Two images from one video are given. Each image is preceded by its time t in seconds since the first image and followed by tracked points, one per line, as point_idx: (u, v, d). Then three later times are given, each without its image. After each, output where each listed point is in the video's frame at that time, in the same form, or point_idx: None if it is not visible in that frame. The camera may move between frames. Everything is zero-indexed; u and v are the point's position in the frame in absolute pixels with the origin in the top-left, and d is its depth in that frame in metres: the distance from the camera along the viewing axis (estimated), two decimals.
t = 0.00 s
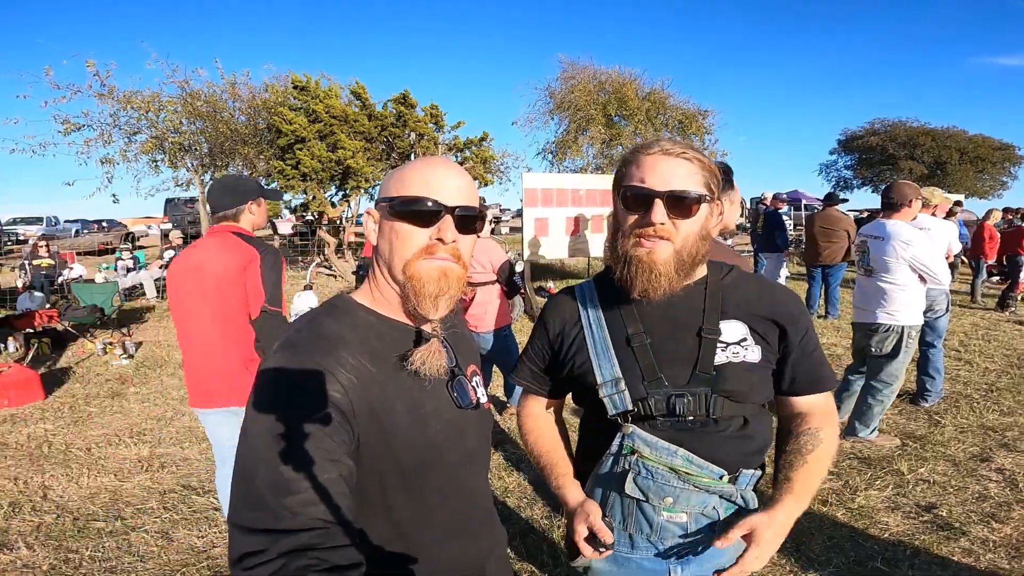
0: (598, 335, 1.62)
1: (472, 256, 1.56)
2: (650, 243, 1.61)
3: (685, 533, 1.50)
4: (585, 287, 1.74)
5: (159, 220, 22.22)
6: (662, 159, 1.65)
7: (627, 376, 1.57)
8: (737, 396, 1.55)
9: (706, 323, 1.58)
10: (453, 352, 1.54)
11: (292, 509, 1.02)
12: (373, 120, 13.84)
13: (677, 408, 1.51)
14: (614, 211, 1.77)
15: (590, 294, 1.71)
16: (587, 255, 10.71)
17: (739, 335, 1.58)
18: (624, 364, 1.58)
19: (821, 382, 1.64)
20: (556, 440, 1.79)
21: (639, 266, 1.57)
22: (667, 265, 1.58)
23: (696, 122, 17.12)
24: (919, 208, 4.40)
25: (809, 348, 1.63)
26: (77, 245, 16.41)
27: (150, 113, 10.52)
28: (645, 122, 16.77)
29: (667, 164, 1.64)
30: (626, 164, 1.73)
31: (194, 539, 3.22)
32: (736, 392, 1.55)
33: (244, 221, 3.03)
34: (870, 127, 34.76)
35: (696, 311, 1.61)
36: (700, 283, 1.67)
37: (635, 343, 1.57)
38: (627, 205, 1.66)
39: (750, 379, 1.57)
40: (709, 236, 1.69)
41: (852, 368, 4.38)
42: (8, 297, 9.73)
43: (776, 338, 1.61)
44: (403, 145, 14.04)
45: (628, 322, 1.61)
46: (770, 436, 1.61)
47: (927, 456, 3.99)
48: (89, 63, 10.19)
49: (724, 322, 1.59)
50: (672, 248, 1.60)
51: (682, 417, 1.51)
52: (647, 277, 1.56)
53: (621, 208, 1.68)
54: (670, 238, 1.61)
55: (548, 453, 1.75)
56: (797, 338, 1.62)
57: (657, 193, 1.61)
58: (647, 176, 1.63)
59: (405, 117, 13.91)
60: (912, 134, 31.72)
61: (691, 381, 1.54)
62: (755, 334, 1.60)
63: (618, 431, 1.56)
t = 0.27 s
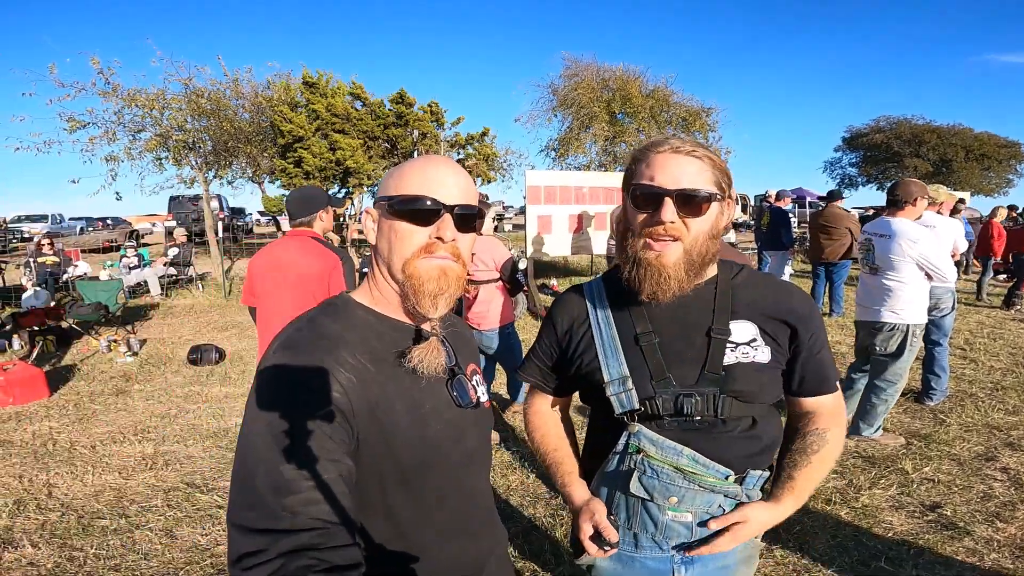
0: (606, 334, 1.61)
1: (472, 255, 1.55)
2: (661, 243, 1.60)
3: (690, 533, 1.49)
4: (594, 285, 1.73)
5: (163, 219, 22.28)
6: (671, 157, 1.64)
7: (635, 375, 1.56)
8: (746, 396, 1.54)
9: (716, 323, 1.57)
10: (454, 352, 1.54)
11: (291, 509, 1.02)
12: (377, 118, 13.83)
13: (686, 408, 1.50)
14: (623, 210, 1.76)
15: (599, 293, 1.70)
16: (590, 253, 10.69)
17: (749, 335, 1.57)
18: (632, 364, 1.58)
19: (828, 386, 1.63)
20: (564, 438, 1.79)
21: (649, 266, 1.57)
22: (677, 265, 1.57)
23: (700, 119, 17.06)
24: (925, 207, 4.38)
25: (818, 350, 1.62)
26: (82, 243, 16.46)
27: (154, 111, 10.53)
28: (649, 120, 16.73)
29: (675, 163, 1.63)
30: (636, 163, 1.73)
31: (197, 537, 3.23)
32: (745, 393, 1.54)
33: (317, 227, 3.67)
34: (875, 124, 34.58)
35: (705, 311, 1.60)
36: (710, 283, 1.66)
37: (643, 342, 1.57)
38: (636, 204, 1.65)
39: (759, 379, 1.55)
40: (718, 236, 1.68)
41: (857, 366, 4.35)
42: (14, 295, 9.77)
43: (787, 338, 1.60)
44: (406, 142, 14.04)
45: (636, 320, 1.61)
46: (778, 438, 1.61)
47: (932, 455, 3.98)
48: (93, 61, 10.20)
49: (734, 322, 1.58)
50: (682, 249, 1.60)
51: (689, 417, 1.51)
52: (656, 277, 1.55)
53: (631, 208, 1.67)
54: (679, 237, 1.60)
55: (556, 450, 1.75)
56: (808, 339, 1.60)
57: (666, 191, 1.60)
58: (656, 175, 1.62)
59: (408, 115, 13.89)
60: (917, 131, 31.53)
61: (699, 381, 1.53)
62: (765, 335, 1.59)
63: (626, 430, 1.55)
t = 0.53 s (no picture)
0: (610, 333, 1.61)
1: (472, 255, 1.55)
2: (666, 245, 1.59)
3: (696, 531, 1.48)
4: (597, 284, 1.73)
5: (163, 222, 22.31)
6: (674, 159, 1.64)
7: (638, 374, 1.56)
8: (749, 394, 1.55)
9: (719, 322, 1.57)
10: (453, 352, 1.54)
11: (291, 510, 1.02)
12: (376, 120, 13.84)
13: (689, 406, 1.50)
14: (625, 211, 1.76)
15: (602, 292, 1.70)
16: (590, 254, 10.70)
17: (752, 334, 1.57)
18: (636, 363, 1.58)
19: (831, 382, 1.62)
20: (568, 437, 1.79)
21: (655, 267, 1.56)
22: (680, 266, 1.57)
23: (700, 120, 17.07)
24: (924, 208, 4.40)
25: (822, 347, 1.61)
26: (82, 246, 16.47)
27: (154, 113, 10.55)
28: (648, 121, 16.74)
29: (677, 164, 1.63)
30: (637, 164, 1.73)
31: (198, 539, 3.23)
32: (748, 391, 1.54)
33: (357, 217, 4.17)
34: (874, 125, 34.61)
35: (708, 309, 1.60)
36: (714, 282, 1.66)
37: (646, 341, 1.57)
38: (638, 206, 1.65)
39: (763, 377, 1.55)
40: (721, 237, 1.68)
41: (858, 365, 4.36)
42: (14, 297, 9.77)
43: (791, 337, 1.60)
44: (405, 144, 14.05)
45: (640, 319, 1.61)
46: (781, 434, 1.61)
47: (933, 455, 3.97)
48: (93, 63, 10.22)
49: (737, 321, 1.58)
50: (686, 250, 1.59)
51: (693, 415, 1.51)
52: (660, 278, 1.54)
53: (633, 209, 1.67)
54: (684, 240, 1.60)
55: (561, 450, 1.74)
56: (812, 336, 1.60)
57: (669, 194, 1.60)
58: (660, 177, 1.62)
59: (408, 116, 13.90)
60: (917, 132, 31.54)
61: (702, 379, 1.53)
62: (768, 334, 1.58)
63: (629, 428, 1.55)
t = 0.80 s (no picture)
0: (612, 333, 1.62)
1: (472, 255, 1.56)
2: (668, 248, 1.59)
3: (698, 529, 1.49)
4: (599, 285, 1.73)
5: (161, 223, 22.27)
6: (676, 162, 1.64)
7: (640, 373, 1.57)
8: (750, 394, 1.55)
9: (720, 322, 1.57)
10: (453, 351, 1.54)
11: (291, 509, 1.02)
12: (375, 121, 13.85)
13: (691, 406, 1.50)
14: (625, 213, 1.76)
15: (604, 293, 1.70)
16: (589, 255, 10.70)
17: (753, 335, 1.58)
18: (637, 363, 1.58)
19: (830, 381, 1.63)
20: (569, 437, 1.79)
21: (657, 270, 1.56)
22: (682, 269, 1.58)
23: (698, 122, 17.12)
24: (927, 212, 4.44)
25: (822, 347, 1.62)
26: (79, 246, 16.44)
27: (152, 114, 10.53)
28: (647, 123, 16.76)
29: (679, 167, 1.63)
30: (639, 166, 1.73)
31: (196, 539, 3.22)
32: (749, 391, 1.55)
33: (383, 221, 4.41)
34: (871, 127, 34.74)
35: (710, 309, 1.61)
36: (716, 284, 1.66)
37: (649, 341, 1.57)
38: (639, 209, 1.65)
39: (764, 377, 1.56)
40: (722, 238, 1.68)
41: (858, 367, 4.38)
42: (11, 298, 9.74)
43: (791, 337, 1.60)
44: (404, 145, 14.05)
45: (642, 319, 1.61)
46: (782, 433, 1.61)
47: (931, 456, 3.98)
48: (91, 64, 10.21)
49: (738, 321, 1.58)
50: (688, 253, 1.60)
51: (694, 415, 1.51)
52: (663, 281, 1.55)
53: (634, 212, 1.68)
54: (686, 243, 1.60)
55: (562, 450, 1.75)
56: (812, 336, 1.61)
57: (671, 197, 1.60)
58: (661, 180, 1.62)
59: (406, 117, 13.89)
60: (914, 135, 31.64)
61: (704, 379, 1.53)
62: (768, 334, 1.59)
63: (630, 427, 1.55)
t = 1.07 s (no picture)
0: (614, 333, 1.62)
1: (471, 255, 1.56)
2: (671, 250, 1.59)
3: (699, 528, 1.49)
4: (601, 285, 1.73)
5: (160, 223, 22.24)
6: (679, 162, 1.64)
7: (642, 373, 1.57)
8: (752, 394, 1.55)
9: (723, 323, 1.57)
10: (453, 351, 1.54)
11: (290, 509, 1.02)
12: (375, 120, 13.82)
13: (692, 407, 1.50)
14: (628, 213, 1.76)
15: (607, 293, 1.70)
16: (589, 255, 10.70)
17: (755, 335, 1.58)
18: (639, 363, 1.58)
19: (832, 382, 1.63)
20: (570, 437, 1.79)
21: (660, 272, 1.56)
22: (687, 270, 1.57)
23: (698, 121, 17.10)
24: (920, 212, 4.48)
25: (824, 347, 1.61)
26: (79, 245, 16.43)
27: (152, 113, 10.53)
28: (646, 122, 16.75)
29: (683, 167, 1.63)
30: (641, 166, 1.73)
31: (196, 539, 3.22)
32: (751, 391, 1.55)
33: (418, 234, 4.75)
34: (871, 127, 34.71)
35: (713, 311, 1.60)
36: (718, 283, 1.66)
37: (651, 340, 1.57)
38: (644, 210, 1.65)
39: (766, 378, 1.56)
40: (726, 239, 1.68)
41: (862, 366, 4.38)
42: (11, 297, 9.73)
43: (794, 338, 1.60)
44: (404, 145, 14.03)
45: (644, 320, 1.61)
46: (782, 433, 1.61)
47: (931, 455, 3.98)
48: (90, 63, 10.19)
49: (740, 322, 1.58)
50: (692, 255, 1.60)
51: (696, 415, 1.51)
52: (667, 282, 1.55)
53: (638, 212, 1.68)
54: (689, 244, 1.60)
55: (564, 450, 1.75)
56: (814, 336, 1.60)
57: (675, 199, 1.60)
58: (665, 181, 1.62)
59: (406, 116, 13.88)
60: (914, 134, 31.60)
61: (706, 379, 1.53)
62: (771, 334, 1.59)
63: (631, 427, 1.55)
